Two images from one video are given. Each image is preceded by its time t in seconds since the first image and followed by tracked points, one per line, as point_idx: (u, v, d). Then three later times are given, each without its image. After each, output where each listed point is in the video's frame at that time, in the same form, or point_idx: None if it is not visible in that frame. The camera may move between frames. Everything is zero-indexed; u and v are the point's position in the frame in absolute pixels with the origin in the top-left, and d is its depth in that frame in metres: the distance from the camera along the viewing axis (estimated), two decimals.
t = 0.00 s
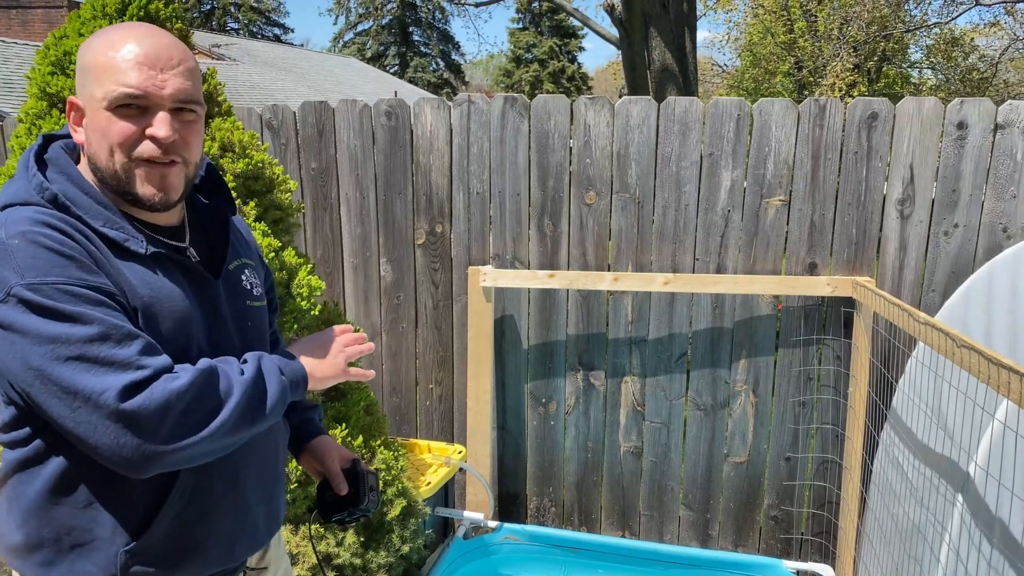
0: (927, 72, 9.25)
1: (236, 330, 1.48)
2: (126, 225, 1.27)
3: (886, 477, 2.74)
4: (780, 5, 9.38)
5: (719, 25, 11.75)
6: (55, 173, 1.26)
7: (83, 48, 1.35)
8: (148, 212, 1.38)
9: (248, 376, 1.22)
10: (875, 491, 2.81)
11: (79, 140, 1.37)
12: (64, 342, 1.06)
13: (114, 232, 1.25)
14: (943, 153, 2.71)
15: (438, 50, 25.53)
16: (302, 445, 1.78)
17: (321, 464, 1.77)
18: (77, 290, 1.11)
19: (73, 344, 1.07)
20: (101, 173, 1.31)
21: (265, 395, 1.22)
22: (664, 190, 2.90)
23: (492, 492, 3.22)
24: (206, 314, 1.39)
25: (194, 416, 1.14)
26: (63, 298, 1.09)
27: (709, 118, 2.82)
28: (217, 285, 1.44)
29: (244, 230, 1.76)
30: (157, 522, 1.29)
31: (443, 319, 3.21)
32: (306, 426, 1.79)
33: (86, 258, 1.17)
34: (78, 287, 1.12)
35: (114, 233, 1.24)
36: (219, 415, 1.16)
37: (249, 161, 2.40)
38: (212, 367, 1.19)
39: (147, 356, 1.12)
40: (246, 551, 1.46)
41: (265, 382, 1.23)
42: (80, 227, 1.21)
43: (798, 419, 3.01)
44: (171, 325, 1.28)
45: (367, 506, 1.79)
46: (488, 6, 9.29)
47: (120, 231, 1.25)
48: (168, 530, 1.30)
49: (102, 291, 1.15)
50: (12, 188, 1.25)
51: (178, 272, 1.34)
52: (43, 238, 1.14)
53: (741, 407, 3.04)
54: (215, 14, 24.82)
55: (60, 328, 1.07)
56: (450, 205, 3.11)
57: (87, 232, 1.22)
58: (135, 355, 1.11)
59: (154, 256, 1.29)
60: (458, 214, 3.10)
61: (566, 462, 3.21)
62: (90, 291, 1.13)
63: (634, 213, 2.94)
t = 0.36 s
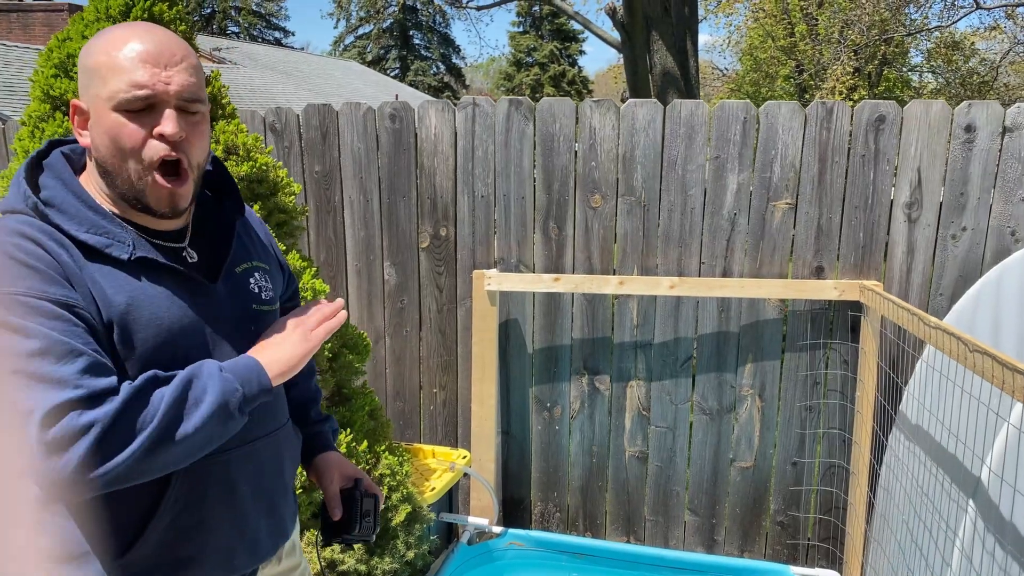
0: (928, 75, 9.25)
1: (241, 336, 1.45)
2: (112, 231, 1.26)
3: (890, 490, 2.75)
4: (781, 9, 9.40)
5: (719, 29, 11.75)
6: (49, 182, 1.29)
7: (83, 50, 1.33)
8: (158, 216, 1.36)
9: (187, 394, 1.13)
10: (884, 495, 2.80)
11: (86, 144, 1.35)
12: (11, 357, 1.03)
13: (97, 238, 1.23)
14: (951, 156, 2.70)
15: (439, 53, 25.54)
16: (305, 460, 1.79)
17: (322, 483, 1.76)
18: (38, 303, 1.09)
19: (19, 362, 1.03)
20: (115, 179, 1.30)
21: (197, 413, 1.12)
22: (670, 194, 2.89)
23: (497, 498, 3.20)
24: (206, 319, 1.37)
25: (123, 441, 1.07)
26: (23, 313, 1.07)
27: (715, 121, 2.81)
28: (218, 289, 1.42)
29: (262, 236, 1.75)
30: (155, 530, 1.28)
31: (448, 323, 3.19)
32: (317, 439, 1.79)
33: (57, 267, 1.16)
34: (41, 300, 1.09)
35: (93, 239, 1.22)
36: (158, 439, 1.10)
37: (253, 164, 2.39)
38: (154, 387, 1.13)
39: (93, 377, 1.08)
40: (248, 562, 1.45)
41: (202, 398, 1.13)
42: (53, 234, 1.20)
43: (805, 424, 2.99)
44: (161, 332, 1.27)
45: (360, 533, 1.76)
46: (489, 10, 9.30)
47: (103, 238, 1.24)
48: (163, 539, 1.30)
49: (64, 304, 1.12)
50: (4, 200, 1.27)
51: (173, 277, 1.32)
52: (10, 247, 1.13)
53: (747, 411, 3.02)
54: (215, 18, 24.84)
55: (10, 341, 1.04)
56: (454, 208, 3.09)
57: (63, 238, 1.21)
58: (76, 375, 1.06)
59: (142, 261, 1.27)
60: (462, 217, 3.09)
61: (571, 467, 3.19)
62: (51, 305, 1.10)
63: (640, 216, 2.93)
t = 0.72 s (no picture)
0: (929, 77, 9.24)
1: (253, 339, 1.44)
2: (115, 240, 1.28)
3: (894, 492, 2.73)
4: (782, 11, 9.40)
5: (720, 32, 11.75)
6: (56, 189, 1.31)
7: (118, 53, 1.35)
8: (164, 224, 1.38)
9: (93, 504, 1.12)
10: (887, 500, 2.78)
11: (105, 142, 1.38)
12: None
13: (99, 247, 1.25)
14: (956, 158, 2.69)
15: (439, 56, 25.50)
16: (326, 460, 1.77)
17: (348, 479, 1.74)
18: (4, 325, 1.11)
19: None
20: (123, 182, 1.32)
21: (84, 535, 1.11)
22: (672, 195, 2.87)
23: (498, 501, 3.19)
24: (216, 321, 1.36)
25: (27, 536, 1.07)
26: None
27: (718, 122, 2.80)
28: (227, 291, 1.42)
29: (273, 237, 1.74)
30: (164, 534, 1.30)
31: (449, 325, 3.18)
32: (333, 437, 1.79)
33: (50, 279, 1.18)
34: (9, 322, 1.12)
35: (93, 248, 1.24)
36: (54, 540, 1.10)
37: (253, 166, 2.37)
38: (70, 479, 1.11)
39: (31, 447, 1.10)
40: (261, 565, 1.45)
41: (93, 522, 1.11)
42: (49, 247, 1.22)
43: (808, 427, 2.97)
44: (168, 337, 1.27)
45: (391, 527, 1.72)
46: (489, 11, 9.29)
47: (105, 247, 1.26)
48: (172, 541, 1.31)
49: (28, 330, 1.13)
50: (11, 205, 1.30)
51: (178, 283, 1.33)
52: None
53: (750, 415, 3.00)
54: (216, 20, 24.86)
55: None
56: (456, 210, 3.08)
57: (65, 248, 1.24)
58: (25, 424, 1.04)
59: (143, 271, 1.29)
60: (463, 219, 3.07)
61: (573, 470, 3.18)
62: (16, 328, 1.12)
63: (642, 218, 2.91)
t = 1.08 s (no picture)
0: (929, 79, 9.23)
1: (263, 337, 1.43)
2: (124, 238, 1.27)
3: (897, 495, 2.72)
4: (782, 12, 9.39)
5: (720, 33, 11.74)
6: (65, 188, 1.31)
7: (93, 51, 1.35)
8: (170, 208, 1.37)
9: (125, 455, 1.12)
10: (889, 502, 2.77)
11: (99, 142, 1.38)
12: None
13: (107, 245, 1.25)
14: (959, 159, 2.68)
15: (439, 57, 25.48)
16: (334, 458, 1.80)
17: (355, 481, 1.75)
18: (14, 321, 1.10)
19: None
20: (121, 170, 1.31)
21: (127, 482, 1.12)
22: (673, 197, 2.86)
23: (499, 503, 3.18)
24: (226, 320, 1.35)
25: (60, 502, 1.09)
26: None
27: (720, 123, 2.79)
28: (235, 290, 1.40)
29: (288, 236, 1.74)
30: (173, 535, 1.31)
31: (449, 326, 3.17)
32: (345, 441, 1.81)
33: (60, 277, 1.17)
34: (18, 319, 1.10)
35: (102, 245, 1.24)
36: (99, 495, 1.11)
37: (254, 166, 2.36)
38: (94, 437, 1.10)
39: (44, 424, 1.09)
40: (266, 567, 1.46)
41: (132, 468, 1.11)
42: (57, 244, 1.21)
43: (810, 428, 2.96)
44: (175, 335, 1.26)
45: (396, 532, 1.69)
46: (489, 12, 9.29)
47: (113, 244, 1.25)
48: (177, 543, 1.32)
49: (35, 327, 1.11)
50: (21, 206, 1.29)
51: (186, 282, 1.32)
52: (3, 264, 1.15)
53: (752, 417, 2.99)
54: (216, 21, 24.86)
55: None
56: (456, 211, 3.07)
57: (74, 246, 1.23)
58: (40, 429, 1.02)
59: (151, 267, 1.29)
60: (464, 220, 3.06)
61: (574, 472, 3.16)
62: (25, 324, 1.10)
63: (644, 219, 2.90)
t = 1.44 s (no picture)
0: (929, 79, 9.23)
1: (261, 334, 1.42)
2: (120, 233, 1.27)
3: (898, 492, 2.73)
4: (782, 12, 9.39)
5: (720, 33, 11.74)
6: (60, 185, 1.31)
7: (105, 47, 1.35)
8: (166, 211, 1.36)
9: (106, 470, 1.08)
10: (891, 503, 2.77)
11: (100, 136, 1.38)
12: None
13: (102, 240, 1.24)
14: (960, 159, 2.68)
15: (439, 57, 25.48)
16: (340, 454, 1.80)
17: (359, 481, 1.74)
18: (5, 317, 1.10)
19: None
20: (119, 169, 1.31)
21: (106, 502, 1.08)
22: (674, 196, 2.86)
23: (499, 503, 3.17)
24: (224, 317, 1.35)
25: (42, 518, 1.06)
26: None
27: (721, 123, 2.79)
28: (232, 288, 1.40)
29: (283, 233, 1.73)
30: (173, 535, 1.31)
31: (450, 326, 3.16)
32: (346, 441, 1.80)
33: (53, 273, 1.17)
34: (9, 314, 1.11)
35: (97, 241, 1.24)
36: (78, 513, 1.08)
37: (254, 166, 2.36)
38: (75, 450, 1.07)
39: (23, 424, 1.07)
40: (267, 567, 1.46)
41: (111, 487, 1.08)
42: (51, 240, 1.21)
43: (811, 429, 2.95)
44: (170, 330, 1.26)
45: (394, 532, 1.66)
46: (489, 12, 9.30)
47: (108, 240, 1.25)
48: (177, 544, 1.32)
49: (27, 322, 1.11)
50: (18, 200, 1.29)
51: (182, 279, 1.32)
52: None
53: (752, 417, 2.99)
54: (215, 21, 24.85)
55: None
56: (456, 211, 3.07)
57: (69, 242, 1.23)
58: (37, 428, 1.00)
59: (147, 263, 1.28)
60: (465, 220, 3.06)
61: (574, 472, 3.16)
62: (15, 319, 1.11)
63: (644, 219, 2.90)
